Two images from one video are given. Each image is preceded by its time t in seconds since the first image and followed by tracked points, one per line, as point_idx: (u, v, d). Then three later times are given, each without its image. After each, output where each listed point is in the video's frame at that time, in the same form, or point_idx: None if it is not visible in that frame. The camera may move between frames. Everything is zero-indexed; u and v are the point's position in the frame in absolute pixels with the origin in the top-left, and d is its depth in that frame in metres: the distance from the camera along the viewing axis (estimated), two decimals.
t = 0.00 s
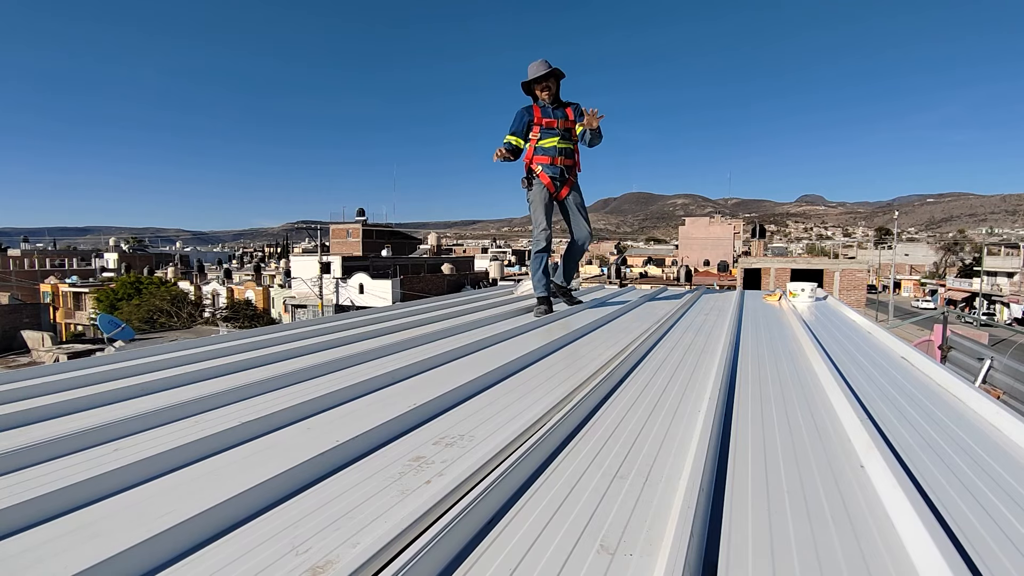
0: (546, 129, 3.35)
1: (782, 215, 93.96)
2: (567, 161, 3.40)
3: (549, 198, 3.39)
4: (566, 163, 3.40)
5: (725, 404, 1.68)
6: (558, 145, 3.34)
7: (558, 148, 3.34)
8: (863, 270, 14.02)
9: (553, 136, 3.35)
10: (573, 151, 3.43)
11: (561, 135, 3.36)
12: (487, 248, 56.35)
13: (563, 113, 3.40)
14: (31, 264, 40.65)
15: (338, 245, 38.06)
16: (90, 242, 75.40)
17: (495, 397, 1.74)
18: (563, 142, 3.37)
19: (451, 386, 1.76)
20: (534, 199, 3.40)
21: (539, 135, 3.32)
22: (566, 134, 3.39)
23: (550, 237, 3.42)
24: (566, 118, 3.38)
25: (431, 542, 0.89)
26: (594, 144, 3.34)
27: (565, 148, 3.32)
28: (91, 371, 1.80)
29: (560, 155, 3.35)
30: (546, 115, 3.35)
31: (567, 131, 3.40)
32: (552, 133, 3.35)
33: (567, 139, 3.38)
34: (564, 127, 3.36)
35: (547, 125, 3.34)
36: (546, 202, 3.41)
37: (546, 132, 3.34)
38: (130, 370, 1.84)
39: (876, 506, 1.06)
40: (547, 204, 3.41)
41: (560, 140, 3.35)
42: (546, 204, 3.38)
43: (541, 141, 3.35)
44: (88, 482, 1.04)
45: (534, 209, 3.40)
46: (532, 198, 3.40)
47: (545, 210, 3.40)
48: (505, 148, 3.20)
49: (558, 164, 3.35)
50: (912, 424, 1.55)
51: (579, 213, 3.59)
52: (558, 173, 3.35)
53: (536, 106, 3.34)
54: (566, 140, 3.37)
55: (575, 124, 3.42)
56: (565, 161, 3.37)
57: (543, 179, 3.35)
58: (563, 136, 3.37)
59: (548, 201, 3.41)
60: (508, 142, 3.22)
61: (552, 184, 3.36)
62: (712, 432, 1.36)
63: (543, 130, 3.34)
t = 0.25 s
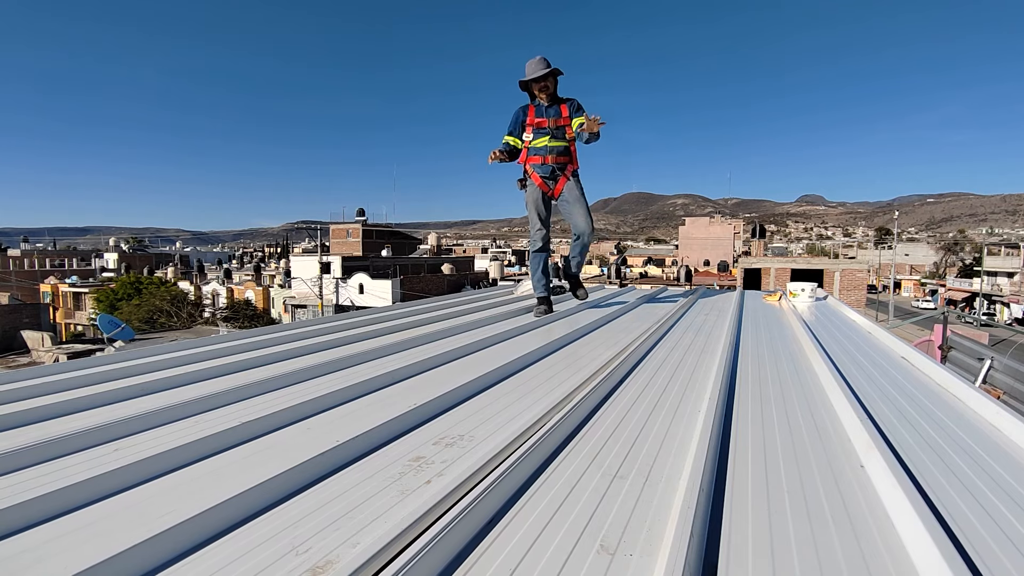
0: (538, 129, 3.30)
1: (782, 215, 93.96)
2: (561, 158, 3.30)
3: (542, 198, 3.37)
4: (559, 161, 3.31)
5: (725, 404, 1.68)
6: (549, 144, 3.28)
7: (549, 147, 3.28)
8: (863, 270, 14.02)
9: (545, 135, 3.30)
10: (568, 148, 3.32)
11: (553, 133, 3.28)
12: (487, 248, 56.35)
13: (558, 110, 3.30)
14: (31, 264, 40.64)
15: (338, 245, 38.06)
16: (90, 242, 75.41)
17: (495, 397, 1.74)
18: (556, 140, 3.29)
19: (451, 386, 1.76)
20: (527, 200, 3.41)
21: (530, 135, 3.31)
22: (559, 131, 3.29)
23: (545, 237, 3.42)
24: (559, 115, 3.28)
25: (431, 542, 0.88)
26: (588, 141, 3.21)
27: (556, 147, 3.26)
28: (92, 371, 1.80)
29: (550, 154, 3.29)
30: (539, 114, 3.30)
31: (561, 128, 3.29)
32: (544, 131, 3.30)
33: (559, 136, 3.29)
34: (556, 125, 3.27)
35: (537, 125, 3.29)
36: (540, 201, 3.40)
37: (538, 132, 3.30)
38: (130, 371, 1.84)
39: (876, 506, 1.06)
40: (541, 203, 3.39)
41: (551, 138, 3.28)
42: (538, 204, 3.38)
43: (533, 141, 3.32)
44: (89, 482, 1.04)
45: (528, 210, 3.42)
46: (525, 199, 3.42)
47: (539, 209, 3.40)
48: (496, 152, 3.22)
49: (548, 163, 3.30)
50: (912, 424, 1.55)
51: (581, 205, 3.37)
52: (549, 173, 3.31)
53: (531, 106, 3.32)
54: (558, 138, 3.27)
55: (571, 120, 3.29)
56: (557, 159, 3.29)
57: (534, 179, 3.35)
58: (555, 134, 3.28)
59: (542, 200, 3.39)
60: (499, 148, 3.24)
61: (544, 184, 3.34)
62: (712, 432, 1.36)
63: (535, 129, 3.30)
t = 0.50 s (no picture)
0: (536, 128, 3.30)
1: (782, 215, 93.97)
2: (560, 156, 3.26)
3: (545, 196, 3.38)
4: (559, 158, 3.28)
5: (725, 404, 1.68)
6: (546, 142, 3.26)
7: (547, 146, 3.27)
8: (863, 270, 14.03)
9: (543, 133, 3.28)
10: (569, 144, 3.26)
11: (549, 130, 3.23)
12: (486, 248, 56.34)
13: (557, 106, 3.22)
14: (31, 264, 40.61)
15: (338, 245, 38.06)
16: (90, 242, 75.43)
17: (495, 397, 1.74)
18: (553, 138, 3.25)
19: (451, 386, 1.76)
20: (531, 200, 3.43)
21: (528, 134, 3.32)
22: (557, 127, 3.23)
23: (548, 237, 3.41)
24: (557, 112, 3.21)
25: (431, 541, 0.89)
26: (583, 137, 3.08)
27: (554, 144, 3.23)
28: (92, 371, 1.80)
29: (548, 153, 3.28)
30: (538, 113, 3.28)
31: (558, 124, 3.22)
32: (542, 130, 3.28)
33: (556, 133, 3.23)
34: (553, 122, 3.22)
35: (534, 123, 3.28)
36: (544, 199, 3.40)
37: (536, 131, 3.30)
38: (130, 371, 1.84)
39: (876, 506, 1.06)
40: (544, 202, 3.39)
41: (548, 136, 3.25)
42: (541, 203, 3.39)
43: (532, 140, 3.33)
44: (90, 482, 1.05)
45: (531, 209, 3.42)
46: (528, 199, 3.44)
47: (542, 208, 3.40)
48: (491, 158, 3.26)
49: (547, 162, 3.29)
50: (912, 424, 1.55)
51: (587, 196, 3.29)
52: (548, 172, 3.31)
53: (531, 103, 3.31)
54: (555, 135, 3.22)
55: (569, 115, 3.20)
56: (556, 157, 3.27)
57: (536, 179, 3.38)
58: (552, 131, 3.24)
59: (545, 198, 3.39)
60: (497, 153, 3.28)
61: (546, 183, 3.36)
62: (712, 433, 1.36)
63: (533, 128, 3.31)
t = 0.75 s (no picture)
0: (546, 127, 3.24)
1: (782, 215, 93.99)
2: (572, 155, 3.22)
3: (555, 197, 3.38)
4: (571, 158, 3.23)
5: (725, 404, 1.68)
6: (557, 142, 3.21)
7: (558, 147, 3.21)
8: (863, 270, 14.03)
9: (553, 133, 3.22)
10: (581, 142, 3.20)
11: (560, 130, 3.18)
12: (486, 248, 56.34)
13: (567, 104, 3.16)
14: (31, 264, 40.59)
15: (338, 245, 38.06)
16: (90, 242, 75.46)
17: (495, 397, 1.74)
18: (564, 137, 3.19)
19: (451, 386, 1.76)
20: (542, 200, 3.44)
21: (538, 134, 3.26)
22: (568, 126, 3.17)
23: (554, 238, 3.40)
24: (567, 110, 3.15)
25: (431, 541, 0.89)
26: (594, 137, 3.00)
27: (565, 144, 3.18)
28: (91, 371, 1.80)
29: (560, 153, 3.23)
30: (548, 112, 3.21)
31: (569, 123, 3.16)
32: (552, 129, 3.22)
33: (568, 133, 3.18)
34: (563, 121, 3.16)
35: (544, 123, 3.21)
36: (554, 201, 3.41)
37: (546, 130, 3.24)
38: (130, 371, 1.84)
39: (876, 507, 1.06)
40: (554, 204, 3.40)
41: (559, 136, 3.20)
42: (552, 204, 3.40)
43: (543, 140, 3.28)
44: (90, 482, 1.04)
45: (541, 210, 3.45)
46: (541, 199, 3.44)
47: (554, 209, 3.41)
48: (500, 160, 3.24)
49: (559, 163, 3.25)
50: (912, 424, 1.55)
51: (598, 200, 3.26)
52: (560, 173, 3.28)
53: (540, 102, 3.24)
54: (566, 135, 3.17)
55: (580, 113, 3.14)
56: (568, 157, 3.22)
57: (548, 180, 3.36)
58: (563, 130, 3.18)
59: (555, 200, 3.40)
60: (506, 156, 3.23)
61: (558, 184, 3.33)
62: (712, 432, 1.36)
63: (543, 128, 3.25)
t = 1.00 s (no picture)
0: (571, 120, 3.18)
1: (782, 215, 93.97)
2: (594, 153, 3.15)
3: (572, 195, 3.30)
4: (593, 155, 3.17)
5: (725, 403, 1.68)
6: (580, 137, 3.15)
7: (581, 142, 3.16)
8: (863, 270, 14.04)
9: (578, 126, 3.17)
10: (604, 140, 3.16)
11: (585, 125, 3.13)
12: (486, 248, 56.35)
13: (595, 99, 3.14)
14: (30, 264, 40.57)
15: (338, 245, 38.05)
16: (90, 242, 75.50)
17: (495, 397, 1.74)
18: (589, 133, 3.15)
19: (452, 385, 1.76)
20: (557, 196, 3.36)
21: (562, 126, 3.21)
22: (593, 122, 3.13)
23: (560, 236, 3.27)
24: (595, 105, 3.12)
25: (431, 541, 0.88)
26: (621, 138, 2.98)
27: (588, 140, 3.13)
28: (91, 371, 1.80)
29: (583, 149, 3.16)
30: (574, 105, 3.18)
31: (595, 119, 3.12)
32: (577, 123, 3.17)
33: (593, 129, 3.13)
34: (590, 116, 3.12)
35: (570, 115, 3.16)
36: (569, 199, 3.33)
37: (570, 123, 3.18)
38: (130, 370, 1.83)
39: (876, 506, 1.06)
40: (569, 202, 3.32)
41: (583, 131, 3.14)
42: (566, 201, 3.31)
43: (566, 133, 3.22)
44: (89, 482, 1.04)
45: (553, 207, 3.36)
46: (555, 195, 3.36)
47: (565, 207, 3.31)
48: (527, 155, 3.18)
49: (580, 159, 3.18)
50: (912, 424, 1.55)
51: (615, 203, 3.21)
52: (580, 170, 3.20)
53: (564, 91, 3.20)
54: (592, 131, 3.12)
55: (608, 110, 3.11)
56: (590, 154, 3.16)
57: (567, 176, 3.27)
58: (589, 125, 3.13)
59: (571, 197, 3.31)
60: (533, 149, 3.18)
61: (576, 181, 3.25)
62: (711, 432, 1.36)
63: (568, 120, 3.19)
